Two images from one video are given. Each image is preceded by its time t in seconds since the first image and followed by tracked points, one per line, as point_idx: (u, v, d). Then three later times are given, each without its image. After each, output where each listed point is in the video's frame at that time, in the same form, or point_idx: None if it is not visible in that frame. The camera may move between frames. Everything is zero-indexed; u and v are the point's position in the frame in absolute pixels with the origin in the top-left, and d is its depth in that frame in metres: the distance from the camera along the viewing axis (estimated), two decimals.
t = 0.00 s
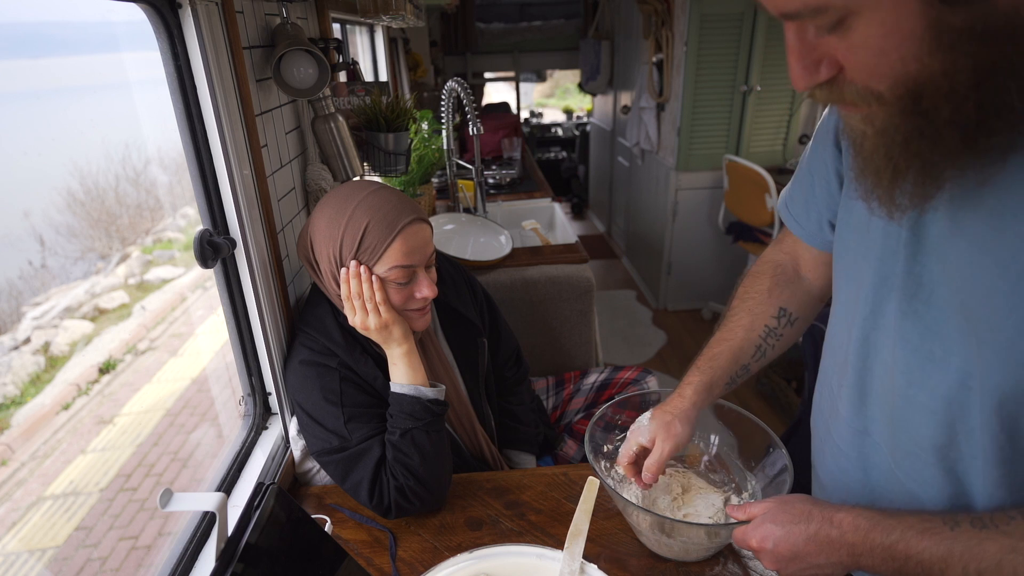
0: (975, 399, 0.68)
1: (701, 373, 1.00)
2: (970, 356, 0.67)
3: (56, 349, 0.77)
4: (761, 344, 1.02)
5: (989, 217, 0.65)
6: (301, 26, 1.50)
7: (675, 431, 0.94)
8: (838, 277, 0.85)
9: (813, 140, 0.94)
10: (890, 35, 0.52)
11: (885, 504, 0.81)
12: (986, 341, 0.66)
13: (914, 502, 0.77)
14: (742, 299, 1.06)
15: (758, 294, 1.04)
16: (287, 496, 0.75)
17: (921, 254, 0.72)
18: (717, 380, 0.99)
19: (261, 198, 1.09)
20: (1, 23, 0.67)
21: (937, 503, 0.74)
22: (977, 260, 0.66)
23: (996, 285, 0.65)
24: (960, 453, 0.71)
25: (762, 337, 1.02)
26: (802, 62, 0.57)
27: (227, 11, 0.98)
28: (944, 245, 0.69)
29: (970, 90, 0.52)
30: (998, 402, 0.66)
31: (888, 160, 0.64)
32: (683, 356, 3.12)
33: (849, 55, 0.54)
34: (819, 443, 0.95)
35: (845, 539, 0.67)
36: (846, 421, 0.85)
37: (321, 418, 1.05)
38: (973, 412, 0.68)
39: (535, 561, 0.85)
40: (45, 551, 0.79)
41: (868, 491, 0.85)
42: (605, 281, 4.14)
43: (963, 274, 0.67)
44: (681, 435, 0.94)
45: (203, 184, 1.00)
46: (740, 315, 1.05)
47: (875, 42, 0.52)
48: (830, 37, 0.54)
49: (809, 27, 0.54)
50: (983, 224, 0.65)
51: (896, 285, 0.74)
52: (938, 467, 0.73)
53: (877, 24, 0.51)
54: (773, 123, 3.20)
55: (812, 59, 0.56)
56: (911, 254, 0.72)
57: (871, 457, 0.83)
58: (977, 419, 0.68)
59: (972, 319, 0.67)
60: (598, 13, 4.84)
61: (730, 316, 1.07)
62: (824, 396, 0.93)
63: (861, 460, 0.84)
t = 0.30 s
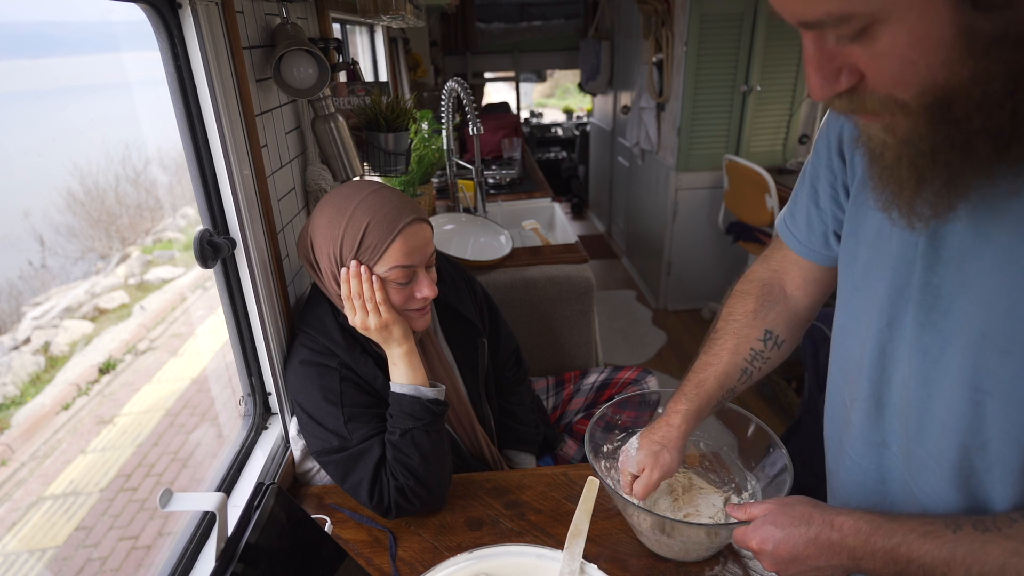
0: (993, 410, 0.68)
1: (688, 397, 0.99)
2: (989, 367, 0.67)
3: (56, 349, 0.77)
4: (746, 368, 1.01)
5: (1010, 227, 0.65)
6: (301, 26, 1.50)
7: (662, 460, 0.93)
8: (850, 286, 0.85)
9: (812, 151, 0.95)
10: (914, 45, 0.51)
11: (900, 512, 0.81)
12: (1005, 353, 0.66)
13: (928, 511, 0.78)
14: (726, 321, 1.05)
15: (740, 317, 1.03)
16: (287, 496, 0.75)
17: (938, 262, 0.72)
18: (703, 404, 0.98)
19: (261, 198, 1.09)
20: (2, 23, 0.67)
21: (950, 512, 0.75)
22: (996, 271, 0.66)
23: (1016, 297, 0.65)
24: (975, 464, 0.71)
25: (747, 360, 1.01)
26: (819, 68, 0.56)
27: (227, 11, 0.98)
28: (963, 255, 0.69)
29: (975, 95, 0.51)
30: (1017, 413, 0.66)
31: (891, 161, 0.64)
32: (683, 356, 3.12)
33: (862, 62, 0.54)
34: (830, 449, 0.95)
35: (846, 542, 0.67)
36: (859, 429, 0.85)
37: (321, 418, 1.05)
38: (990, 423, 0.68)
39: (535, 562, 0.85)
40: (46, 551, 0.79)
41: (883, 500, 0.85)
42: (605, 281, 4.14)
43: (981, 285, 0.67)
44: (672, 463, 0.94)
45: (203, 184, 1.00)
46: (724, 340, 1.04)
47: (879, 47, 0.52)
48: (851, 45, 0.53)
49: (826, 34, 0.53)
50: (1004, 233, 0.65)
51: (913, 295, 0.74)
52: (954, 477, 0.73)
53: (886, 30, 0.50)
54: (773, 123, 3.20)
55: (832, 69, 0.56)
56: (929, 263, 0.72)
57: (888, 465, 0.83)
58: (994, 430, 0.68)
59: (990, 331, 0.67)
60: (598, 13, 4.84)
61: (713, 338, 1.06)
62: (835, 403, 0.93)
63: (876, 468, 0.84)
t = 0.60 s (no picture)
0: (996, 409, 0.68)
1: (710, 397, 0.99)
2: (992, 367, 0.67)
3: (56, 349, 0.77)
4: (769, 362, 1.01)
5: (1015, 227, 0.65)
6: (301, 26, 1.50)
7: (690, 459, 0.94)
8: (850, 286, 0.85)
9: (819, 148, 0.95)
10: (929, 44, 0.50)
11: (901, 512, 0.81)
12: (1008, 352, 0.66)
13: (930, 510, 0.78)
14: (745, 317, 1.04)
15: (759, 313, 1.02)
16: (287, 496, 0.75)
17: (940, 262, 0.72)
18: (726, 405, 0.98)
19: (261, 198, 1.09)
20: (2, 23, 0.67)
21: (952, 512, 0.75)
22: (1000, 270, 0.66)
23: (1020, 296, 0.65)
24: (978, 463, 0.71)
25: (770, 355, 1.01)
26: (832, 66, 0.55)
27: (227, 11, 0.98)
28: (967, 254, 0.69)
29: (975, 95, 0.51)
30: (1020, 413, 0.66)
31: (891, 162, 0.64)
32: (683, 356, 3.12)
33: (875, 61, 0.53)
34: (831, 450, 0.95)
35: (846, 542, 0.67)
36: (860, 429, 0.85)
37: (321, 418, 1.05)
38: (993, 422, 0.68)
39: (535, 561, 0.85)
40: (46, 551, 0.79)
41: (885, 500, 0.85)
42: (605, 281, 4.14)
43: (985, 284, 0.67)
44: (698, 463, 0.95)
45: (203, 184, 1.00)
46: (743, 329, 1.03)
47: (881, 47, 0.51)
48: (865, 43, 0.52)
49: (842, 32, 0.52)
50: (1008, 233, 0.65)
51: (915, 294, 0.74)
52: (957, 477, 0.73)
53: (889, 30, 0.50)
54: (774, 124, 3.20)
55: (844, 67, 0.54)
56: (931, 262, 0.72)
57: (890, 465, 0.83)
58: (997, 429, 0.68)
59: (994, 330, 0.67)
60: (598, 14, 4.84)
61: (731, 336, 1.05)
62: (835, 403, 0.92)
63: (879, 468, 0.84)
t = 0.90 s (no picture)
0: (997, 407, 0.68)
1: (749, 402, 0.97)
2: (991, 365, 0.67)
3: (56, 349, 0.77)
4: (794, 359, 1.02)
5: (1016, 226, 0.65)
6: (301, 26, 1.50)
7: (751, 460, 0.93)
8: (851, 284, 0.85)
9: (817, 143, 0.95)
10: (928, 46, 0.49)
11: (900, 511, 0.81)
12: (1009, 350, 0.66)
13: (931, 509, 0.77)
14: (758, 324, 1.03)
15: (774, 314, 1.02)
16: (287, 496, 0.75)
17: (941, 260, 0.72)
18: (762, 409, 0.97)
19: (261, 198, 1.09)
20: (2, 23, 0.67)
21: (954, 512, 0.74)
22: (1001, 268, 0.66)
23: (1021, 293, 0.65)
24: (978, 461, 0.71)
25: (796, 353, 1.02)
26: (831, 69, 0.54)
27: (227, 11, 0.98)
28: (969, 251, 0.69)
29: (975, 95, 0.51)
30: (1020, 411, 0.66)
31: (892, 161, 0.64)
32: (683, 356, 3.12)
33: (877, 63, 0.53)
34: (831, 449, 0.95)
35: (846, 543, 0.67)
36: (859, 427, 0.85)
37: (321, 418, 1.05)
38: (993, 420, 0.68)
39: (535, 561, 0.85)
40: (46, 551, 0.79)
41: (884, 499, 0.85)
42: (605, 281, 4.14)
43: (986, 281, 0.67)
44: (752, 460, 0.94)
45: (203, 184, 1.00)
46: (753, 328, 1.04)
47: (878, 48, 0.51)
48: (862, 45, 0.52)
49: (843, 35, 0.52)
50: (1009, 233, 0.65)
51: (915, 292, 0.74)
52: (957, 475, 0.73)
53: (883, 34, 0.50)
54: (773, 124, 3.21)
55: (843, 69, 0.54)
56: (931, 260, 0.72)
57: (890, 465, 0.82)
58: (997, 427, 0.68)
59: (995, 327, 0.67)
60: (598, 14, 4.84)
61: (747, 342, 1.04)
62: (836, 402, 0.92)
63: (879, 467, 0.84)
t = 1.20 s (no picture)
0: (1001, 408, 0.68)
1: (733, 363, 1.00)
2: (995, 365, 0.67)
3: (56, 349, 0.77)
4: (790, 333, 1.04)
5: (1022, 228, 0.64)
6: (301, 26, 1.50)
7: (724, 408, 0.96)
8: (861, 280, 0.85)
9: (826, 140, 0.95)
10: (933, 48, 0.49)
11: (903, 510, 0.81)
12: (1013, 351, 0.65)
13: (935, 509, 0.78)
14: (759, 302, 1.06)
15: (776, 296, 1.04)
16: (287, 496, 0.75)
17: (948, 259, 0.72)
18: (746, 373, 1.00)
19: (261, 198, 1.09)
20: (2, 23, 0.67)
21: (957, 512, 0.74)
22: (1007, 268, 0.66)
23: None
24: (982, 462, 0.71)
25: (793, 327, 1.04)
26: (845, 69, 0.55)
27: (227, 11, 0.98)
28: (976, 252, 0.69)
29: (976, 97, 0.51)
30: None
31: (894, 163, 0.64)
32: (683, 356, 3.11)
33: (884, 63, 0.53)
34: (834, 448, 0.95)
35: (847, 544, 0.67)
36: (864, 426, 0.85)
37: (321, 418, 1.05)
38: (998, 421, 0.68)
39: (535, 562, 0.85)
40: (46, 551, 0.79)
41: (887, 498, 0.85)
42: (605, 281, 4.14)
43: (992, 281, 0.67)
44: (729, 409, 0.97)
45: (203, 184, 1.00)
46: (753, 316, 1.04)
47: (893, 49, 0.51)
48: (877, 46, 0.52)
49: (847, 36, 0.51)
50: (1014, 234, 0.65)
51: (921, 292, 0.74)
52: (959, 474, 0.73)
53: (901, 34, 0.50)
54: (774, 124, 3.21)
55: (857, 68, 0.54)
56: (938, 260, 0.72)
57: (893, 464, 0.83)
58: (1001, 428, 0.68)
59: (1001, 328, 0.66)
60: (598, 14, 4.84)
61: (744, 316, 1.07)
62: (842, 400, 0.93)
63: (882, 466, 0.84)
